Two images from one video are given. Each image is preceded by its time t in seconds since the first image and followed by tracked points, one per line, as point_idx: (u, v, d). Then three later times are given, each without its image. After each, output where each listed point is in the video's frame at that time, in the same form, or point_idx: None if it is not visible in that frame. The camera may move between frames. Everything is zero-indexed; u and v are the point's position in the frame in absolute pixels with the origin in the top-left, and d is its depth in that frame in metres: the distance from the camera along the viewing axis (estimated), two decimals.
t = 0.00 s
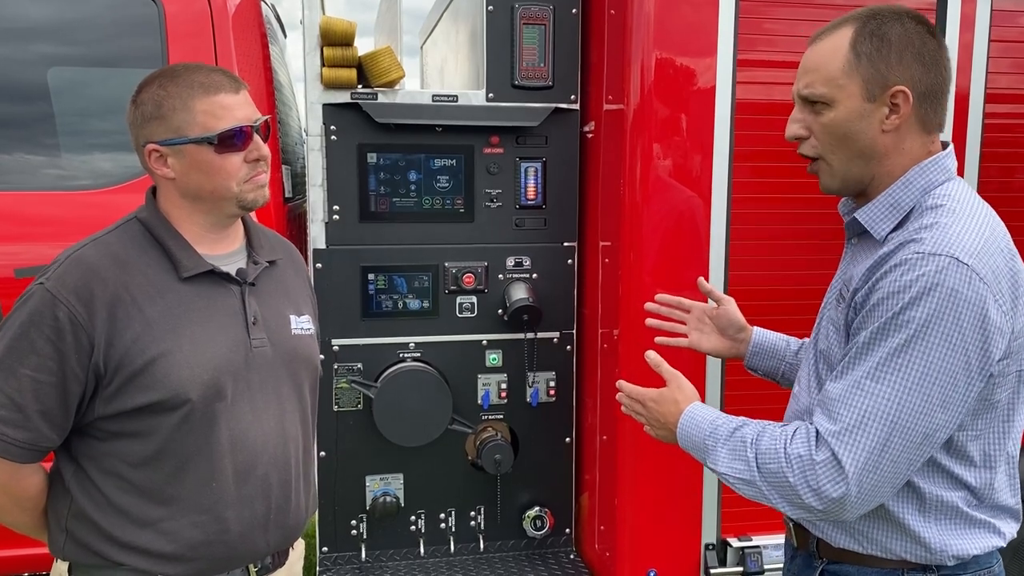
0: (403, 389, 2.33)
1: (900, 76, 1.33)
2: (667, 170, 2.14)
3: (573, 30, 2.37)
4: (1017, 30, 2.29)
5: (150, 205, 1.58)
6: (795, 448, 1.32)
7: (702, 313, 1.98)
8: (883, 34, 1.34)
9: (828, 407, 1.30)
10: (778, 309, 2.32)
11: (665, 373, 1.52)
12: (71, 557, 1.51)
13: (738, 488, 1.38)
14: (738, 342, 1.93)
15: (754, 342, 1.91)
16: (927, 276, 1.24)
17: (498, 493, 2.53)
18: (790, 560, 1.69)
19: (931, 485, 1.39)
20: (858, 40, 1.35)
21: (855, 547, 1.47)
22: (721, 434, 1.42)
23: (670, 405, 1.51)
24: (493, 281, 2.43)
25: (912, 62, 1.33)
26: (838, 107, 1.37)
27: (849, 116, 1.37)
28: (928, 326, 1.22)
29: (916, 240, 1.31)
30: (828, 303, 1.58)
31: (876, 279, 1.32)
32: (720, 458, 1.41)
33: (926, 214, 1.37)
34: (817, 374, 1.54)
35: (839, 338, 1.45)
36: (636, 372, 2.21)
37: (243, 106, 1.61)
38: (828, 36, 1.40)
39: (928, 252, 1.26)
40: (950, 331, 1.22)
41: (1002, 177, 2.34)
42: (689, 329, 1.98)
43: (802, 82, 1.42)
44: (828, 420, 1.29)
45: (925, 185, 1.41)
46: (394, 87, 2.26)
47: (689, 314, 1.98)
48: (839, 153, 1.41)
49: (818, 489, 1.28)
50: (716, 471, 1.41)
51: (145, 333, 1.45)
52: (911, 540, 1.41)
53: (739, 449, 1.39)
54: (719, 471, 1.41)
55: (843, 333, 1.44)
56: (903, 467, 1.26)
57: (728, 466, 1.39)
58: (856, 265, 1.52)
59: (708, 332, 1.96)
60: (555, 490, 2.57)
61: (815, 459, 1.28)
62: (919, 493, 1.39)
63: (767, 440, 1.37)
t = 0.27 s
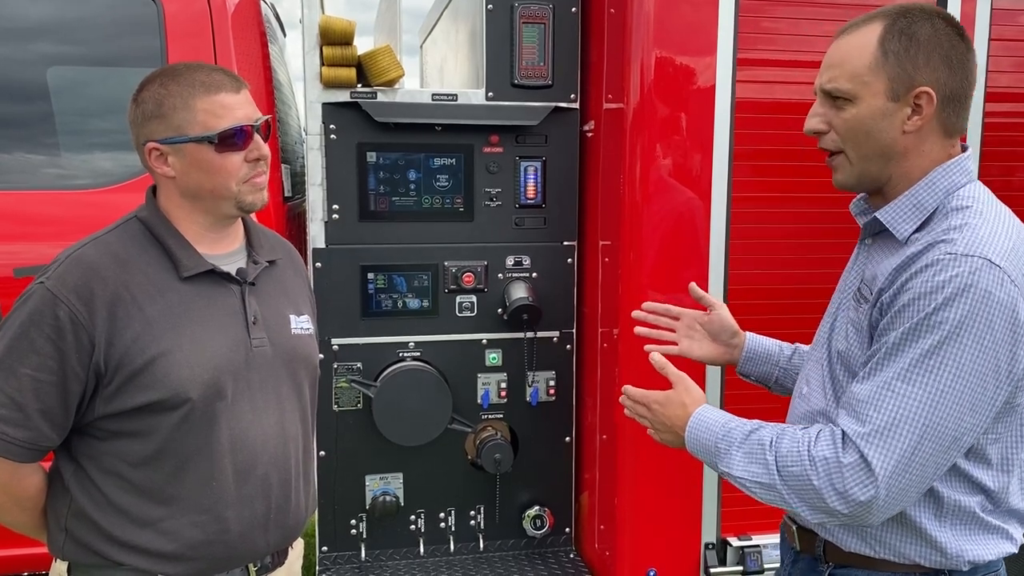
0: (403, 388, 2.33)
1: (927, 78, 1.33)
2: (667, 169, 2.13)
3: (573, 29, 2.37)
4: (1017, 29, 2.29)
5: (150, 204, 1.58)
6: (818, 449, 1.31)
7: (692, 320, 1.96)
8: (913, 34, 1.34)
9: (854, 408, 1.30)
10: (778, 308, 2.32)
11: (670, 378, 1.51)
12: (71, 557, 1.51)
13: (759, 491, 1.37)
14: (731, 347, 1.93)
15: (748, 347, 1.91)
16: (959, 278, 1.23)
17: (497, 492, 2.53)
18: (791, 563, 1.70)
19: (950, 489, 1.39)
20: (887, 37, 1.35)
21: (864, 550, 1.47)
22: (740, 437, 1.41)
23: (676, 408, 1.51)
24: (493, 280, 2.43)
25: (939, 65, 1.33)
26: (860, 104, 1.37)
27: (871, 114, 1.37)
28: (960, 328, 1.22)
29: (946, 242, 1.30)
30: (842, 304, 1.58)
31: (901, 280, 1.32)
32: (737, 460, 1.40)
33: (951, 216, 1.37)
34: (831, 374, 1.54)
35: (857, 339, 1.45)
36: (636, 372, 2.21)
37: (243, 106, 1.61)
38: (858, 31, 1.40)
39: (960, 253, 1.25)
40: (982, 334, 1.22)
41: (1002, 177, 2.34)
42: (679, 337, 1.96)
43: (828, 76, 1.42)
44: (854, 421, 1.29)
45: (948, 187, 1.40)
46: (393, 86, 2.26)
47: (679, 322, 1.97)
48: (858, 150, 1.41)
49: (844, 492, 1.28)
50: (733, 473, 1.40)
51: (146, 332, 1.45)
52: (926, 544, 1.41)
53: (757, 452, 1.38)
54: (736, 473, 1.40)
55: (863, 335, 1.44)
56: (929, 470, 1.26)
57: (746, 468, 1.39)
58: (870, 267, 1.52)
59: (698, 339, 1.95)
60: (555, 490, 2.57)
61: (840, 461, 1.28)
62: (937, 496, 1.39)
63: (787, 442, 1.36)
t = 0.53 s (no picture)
0: (402, 387, 2.33)
1: (944, 76, 1.33)
2: (667, 168, 2.13)
3: (572, 28, 2.36)
4: (1016, 28, 2.28)
5: (148, 204, 1.58)
6: (863, 455, 1.26)
7: (662, 343, 1.85)
8: (930, 31, 1.34)
9: (897, 409, 1.26)
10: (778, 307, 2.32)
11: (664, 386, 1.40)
12: (70, 557, 1.51)
13: (795, 503, 1.31)
14: (708, 368, 1.84)
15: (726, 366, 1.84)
16: (994, 271, 1.23)
17: (497, 492, 2.52)
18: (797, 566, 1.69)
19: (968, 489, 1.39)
20: (902, 35, 1.35)
21: (878, 555, 1.45)
22: (769, 447, 1.35)
23: (676, 417, 1.40)
24: (492, 280, 2.42)
25: (956, 62, 1.33)
26: (876, 103, 1.37)
27: (888, 112, 1.37)
28: (999, 321, 1.22)
29: (971, 236, 1.30)
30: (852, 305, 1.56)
31: (932, 276, 1.30)
32: (768, 471, 1.34)
33: (969, 212, 1.38)
34: (847, 377, 1.52)
35: (879, 340, 1.43)
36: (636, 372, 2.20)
37: (241, 104, 1.61)
38: (873, 29, 1.40)
39: (990, 247, 1.26)
40: (1018, 326, 1.22)
41: (1001, 175, 2.34)
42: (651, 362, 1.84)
43: (844, 74, 1.42)
44: (898, 423, 1.25)
45: (966, 182, 1.40)
46: (392, 85, 2.25)
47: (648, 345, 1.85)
48: (875, 149, 1.41)
49: (901, 501, 1.22)
50: (766, 485, 1.33)
51: (145, 332, 1.44)
52: (942, 547, 1.40)
53: (791, 462, 1.32)
54: (769, 485, 1.33)
55: (884, 334, 1.42)
56: (975, 469, 1.24)
57: (781, 479, 1.32)
58: (880, 266, 1.51)
59: (671, 362, 1.84)
60: (555, 489, 2.57)
61: (890, 466, 1.23)
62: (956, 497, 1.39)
63: (826, 450, 1.30)
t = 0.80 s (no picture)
0: (402, 387, 2.33)
1: (936, 77, 1.33)
2: (667, 168, 2.13)
3: (571, 27, 2.36)
4: (1015, 27, 2.28)
5: (146, 203, 1.58)
6: (926, 460, 1.23)
7: (648, 338, 1.76)
8: (921, 33, 1.34)
9: (953, 411, 1.24)
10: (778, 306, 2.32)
11: (692, 382, 1.32)
12: (69, 558, 1.51)
13: (854, 509, 1.27)
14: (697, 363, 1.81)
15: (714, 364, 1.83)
16: None
17: (497, 491, 2.52)
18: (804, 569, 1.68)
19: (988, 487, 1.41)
20: (894, 38, 1.35)
21: (900, 556, 1.44)
22: (818, 452, 1.30)
23: (708, 415, 1.32)
24: (491, 279, 2.42)
25: (949, 63, 1.33)
26: (871, 107, 1.38)
27: (881, 117, 1.38)
28: None
29: (1002, 235, 1.30)
30: (861, 304, 1.54)
31: (972, 275, 1.29)
32: (823, 479, 1.29)
33: (986, 211, 1.38)
34: (865, 377, 1.50)
35: (903, 340, 1.41)
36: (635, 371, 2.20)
37: (238, 103, 1.60)
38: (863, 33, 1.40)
39: None
40: None
41: (1001, 174, 2.33)
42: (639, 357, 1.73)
43: (836, 81, 1.43)
44: (956, 427, 1.23)
45: (976, 181, 1.40)
46: (391, 85, 2.25)
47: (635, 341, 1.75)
48: (871, 154, 1.42)
49: (967, 506, 1.21)
50: (822, 493, 1.28)
51: (144, 332, 1.44)
52: (964, 547, 1.41)
53: (850, 467, 1.28)
54: (826, 492, 1.28)
55: (909, 334, 1.40)
56: None
57: (839, 486, 1.28)
58: (890, 264, 1.50)
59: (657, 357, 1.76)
60: (554, 488, 2.57)
61: (956, 471, 1.21)
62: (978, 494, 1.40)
63: (886, 454, 1.26)
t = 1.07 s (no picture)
0: (401, 386, 2.33)
1: (946, 80, 1.35)
2: (667, 167, 2.13)
3: (571, 27, 2.36)
4: (1016, 26, 2.28)
5: (146, 203, 1.58)
6: (985, 462, 1.21)
7: (655, 359, 1.62)
8: (931, 35, 1.35)
9: (997, 409, 1.23)
10: (778, 305, 2.32)
11: (736, 393, 1.25)
12: (69, 557, 1.51)
13: (917, 516, 1.25)
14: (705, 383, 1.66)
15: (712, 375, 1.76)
16: None
17: (496, 490, 2.53)
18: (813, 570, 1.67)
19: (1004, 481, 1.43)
20: (904, 40, 1.36)
21: (918, 559, 1.45)
22: (876, 459, 1.27)
23: (757, 427, 1.26)
24: (491, 279, 2.42)
25: (958, 65, 1.35)
26: (880, 109, 1.38)
27: (891, 119, 1.38)
28: None
29: None
30: (875, 304, 1.54)
31: (1003, 272, 1.29)
32: (886, 488, 1.25)
33: (1001, 209, 1.39)
34: (884, 379, 1.50)
35: (928, 341, 1.41)
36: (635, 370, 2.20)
37: (246, 114, 1.61)
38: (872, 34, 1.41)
39: None
40: None
41: (1000, 174, 2.34)
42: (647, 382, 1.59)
43: (844, 81, 1.43)
44: (1001, 425, 1.23)
45: (988, 182, 1.42)
46: (391, 85, 2.25)
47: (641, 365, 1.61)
48: (879, 155, 1.42)
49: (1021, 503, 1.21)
50: (887, 502, 1.25)
51: (144, 332, 1.45)
52: (983, 547, 1.42)
53: (912, 474, 1.25)
54: (891, 502, 1.25)
55: (934, 334, 1.40)
56: None
57: (901, 494, 1.25)
58: (904, 264, 1.50)
59: (668, 380, 1.61)
60: (554, 488, 2.57)
61: (1013, 470, 1.20)
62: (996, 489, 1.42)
63: (944, 456, 1.24)
